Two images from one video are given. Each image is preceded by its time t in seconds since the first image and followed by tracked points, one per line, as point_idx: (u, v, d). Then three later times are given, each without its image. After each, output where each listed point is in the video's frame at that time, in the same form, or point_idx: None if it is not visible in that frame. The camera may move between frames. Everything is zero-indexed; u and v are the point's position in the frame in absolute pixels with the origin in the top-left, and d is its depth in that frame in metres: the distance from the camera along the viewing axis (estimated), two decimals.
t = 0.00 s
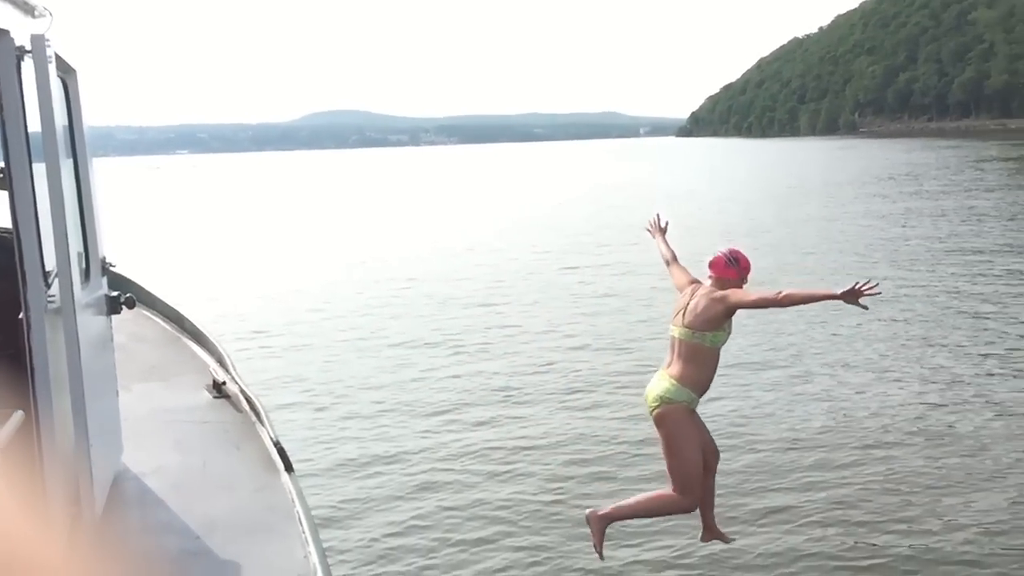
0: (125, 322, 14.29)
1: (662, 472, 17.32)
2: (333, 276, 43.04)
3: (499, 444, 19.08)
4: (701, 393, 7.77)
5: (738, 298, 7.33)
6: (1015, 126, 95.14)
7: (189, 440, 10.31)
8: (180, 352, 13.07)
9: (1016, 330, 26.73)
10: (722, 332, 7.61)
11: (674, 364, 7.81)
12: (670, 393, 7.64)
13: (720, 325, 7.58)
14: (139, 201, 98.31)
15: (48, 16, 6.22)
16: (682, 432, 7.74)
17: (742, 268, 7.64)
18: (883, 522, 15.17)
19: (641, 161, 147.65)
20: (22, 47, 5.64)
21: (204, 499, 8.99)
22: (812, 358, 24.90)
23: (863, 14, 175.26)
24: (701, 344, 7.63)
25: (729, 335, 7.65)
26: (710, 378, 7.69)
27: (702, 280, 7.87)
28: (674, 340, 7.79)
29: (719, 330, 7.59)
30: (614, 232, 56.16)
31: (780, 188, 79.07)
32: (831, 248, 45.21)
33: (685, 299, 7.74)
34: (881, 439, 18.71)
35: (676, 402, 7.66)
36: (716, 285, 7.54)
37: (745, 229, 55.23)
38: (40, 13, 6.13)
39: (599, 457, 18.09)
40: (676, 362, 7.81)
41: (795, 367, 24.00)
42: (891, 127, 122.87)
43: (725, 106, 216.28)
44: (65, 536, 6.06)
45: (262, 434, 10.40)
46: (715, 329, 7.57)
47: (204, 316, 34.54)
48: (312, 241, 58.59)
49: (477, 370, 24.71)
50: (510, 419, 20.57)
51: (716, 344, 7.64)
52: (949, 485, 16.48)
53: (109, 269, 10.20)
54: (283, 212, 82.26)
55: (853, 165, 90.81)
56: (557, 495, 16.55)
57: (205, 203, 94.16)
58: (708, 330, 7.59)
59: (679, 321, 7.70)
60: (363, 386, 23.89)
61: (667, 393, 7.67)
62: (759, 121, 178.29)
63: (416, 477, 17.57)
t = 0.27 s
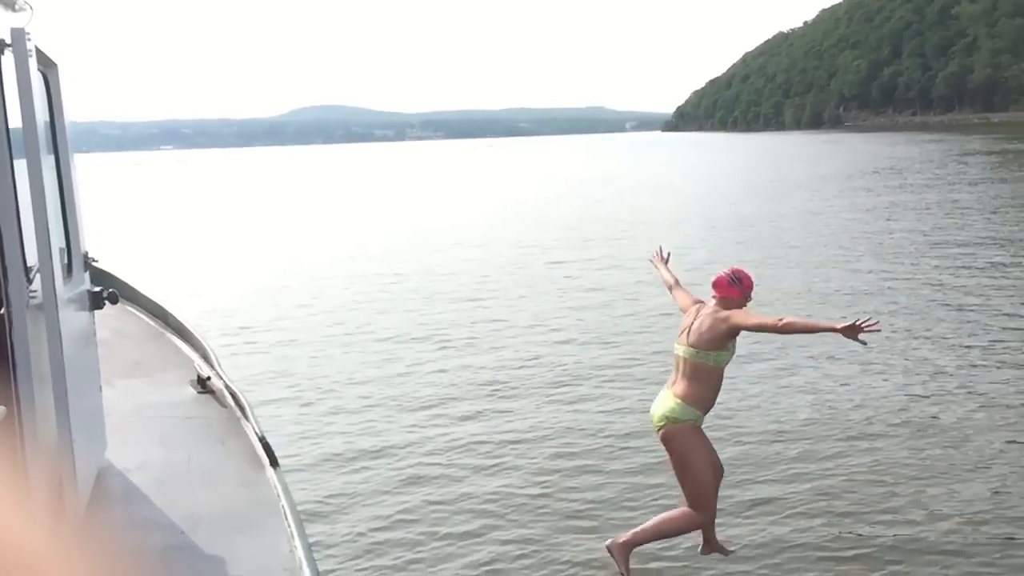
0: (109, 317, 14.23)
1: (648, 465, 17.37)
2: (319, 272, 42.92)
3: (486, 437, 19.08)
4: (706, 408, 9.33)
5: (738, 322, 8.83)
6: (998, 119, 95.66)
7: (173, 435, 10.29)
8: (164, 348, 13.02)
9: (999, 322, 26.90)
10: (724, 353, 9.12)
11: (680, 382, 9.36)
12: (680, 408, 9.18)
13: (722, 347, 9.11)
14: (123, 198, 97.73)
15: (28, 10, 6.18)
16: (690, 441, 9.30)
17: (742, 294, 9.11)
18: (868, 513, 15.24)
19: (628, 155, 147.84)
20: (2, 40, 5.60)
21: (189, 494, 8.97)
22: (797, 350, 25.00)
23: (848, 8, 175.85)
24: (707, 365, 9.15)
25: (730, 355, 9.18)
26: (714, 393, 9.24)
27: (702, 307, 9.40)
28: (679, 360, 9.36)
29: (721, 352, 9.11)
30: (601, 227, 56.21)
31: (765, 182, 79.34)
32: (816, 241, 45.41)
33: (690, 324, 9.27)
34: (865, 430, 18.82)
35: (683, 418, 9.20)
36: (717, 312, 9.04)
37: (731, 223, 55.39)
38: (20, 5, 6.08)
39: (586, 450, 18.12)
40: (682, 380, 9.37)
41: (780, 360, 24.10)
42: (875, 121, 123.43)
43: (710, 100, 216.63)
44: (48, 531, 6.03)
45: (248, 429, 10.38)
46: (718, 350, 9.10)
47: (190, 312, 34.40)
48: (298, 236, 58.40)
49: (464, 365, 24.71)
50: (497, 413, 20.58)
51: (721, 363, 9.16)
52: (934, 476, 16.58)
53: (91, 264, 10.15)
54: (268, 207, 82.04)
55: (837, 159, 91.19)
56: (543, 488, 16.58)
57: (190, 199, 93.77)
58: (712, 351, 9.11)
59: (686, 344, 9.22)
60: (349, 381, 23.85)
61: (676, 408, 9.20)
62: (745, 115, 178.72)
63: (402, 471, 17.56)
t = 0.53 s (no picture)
0: (90, 312, 14.14)
1: (633, 456, 17.41)
2: (303, 266, 42.79)
3: (470, 430, 19.09)
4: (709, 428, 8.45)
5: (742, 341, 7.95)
6: (980, 111, 96.11)
7: (156, 430, 10.25)
8: (146, 342, 12.96)
9: (981, 312, 27.05)
10: (727, 371, 8.25)
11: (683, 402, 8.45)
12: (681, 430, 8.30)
13: (726, 365, 8.22)
14: (106, 192, 97.10)
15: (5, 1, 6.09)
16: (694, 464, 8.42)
17: (745, 309, 8.27)
18: (851, 502, 15.33)
19: (612, 148, 147.96)
20: None
21: (172, 489, 8.93)
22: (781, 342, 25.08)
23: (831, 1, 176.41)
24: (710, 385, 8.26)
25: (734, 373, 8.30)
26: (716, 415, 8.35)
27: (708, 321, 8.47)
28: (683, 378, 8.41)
29: (725, 370, 8.23)
30: (587, 219, 56.24)
31: (749, 175, 79.60)
32: (800, 234, 45.61)
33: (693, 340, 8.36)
34: (849, 420, 18.92)
35: (687, 439, 8.33)
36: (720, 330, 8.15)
37: (714, 215, 55.54)
38: None
39: (571, 442, 18.16)
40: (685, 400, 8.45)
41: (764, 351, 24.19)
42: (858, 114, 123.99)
43: (695, 93, 216.94)
44: (26, 527, 5.96)
45: (231, 423, 10.33)
46: (721, 369, 8.22)
47: (174, 306, 34.25)
48: (282, 230, 58.18)
49: (449, 358, 24.71)
50: (482, 406, 20.57)
51: (724, 383, 8.27)
52: (916, 465, 16.67)
53: (72, 258, 10.08)
54: (252, 201, 81.76)
55: (820, 151, 91.56)
56: (528, 480, 16.60)
57: (172, 194, 93.33)
58: (715, 370, 8.23)
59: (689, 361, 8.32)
60: (334, 374, 23.79)
61: (678, 429, 8.32)
62: (729, 108, 179.05)
63: (387, 464, 17.55)
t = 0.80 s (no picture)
0: (72, 305, 14.05)
1: (617, 446, 17.45)
2: (287, 258, 42.62)
3: (455, 421, 19.09)
4: (710, 443, 10.77)
5: (737, 366, 10.31)
6: (962, 102, 96.58)
7: (139, 422, 10.22)
8: (128, 335, 12.90)
9: (963, 301, 27.22)
10: (728, 391, 10.54)
11: (689, 420, 10.78)
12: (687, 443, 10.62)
13: (726, 387, 10.53)
14: (87, 186, 96.35)
15: None
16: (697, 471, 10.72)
17: (741, 333, 10.64)
18: (834, 490, 15.41)
19: (596, 140, 147.95)
20: None
21: (154, 481, 8.91)
22: (764, 331, 25.20)
23: None
24: (711, 405, 10.58)
25: (733, 395, 10.61)
26: (717, 429, 10.67)
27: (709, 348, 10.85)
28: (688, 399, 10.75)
29: (725, 391, 10.53)
30: (571, 211, 56.22)
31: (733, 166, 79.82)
32: (784, 224, 45.80)
33: (696, 365, 10.72)
34: (832, 408, 19.05)
35: (694, 451, 10.64)
36: (720, 355, 10.51)
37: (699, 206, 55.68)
38: None
39: (555, 433, 18.18)
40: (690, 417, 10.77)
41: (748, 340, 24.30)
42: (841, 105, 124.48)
43: (679, 85, 217.18)
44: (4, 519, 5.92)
45: (214, 416, 10.32)
46: (722, 391, 10.52)
47: (156, 300, 34.06)
48: (265, 223, 57.91)
49: (434, 349, 24.71)
50: (467, 396, 20.59)
51: (724, 403, 10.59)
52: (898, 452, 16.78)
53: (53, 250, 10.01)
54: (235, 194, 81.41)
55: (804, 142, 91.88)
56: (512, 470, 16.62)
57: (154, 186, 92.79)
58: (717, 391, 10.54)
59: (693, 383, 10.65)
60: (319, 367, 23.73)
61: (685, 444, 10.64)
62: (713, 99, 179.27)
63: (372, 455, 17.53)
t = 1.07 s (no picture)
0: (55, 298, 13.97)
1: (604, 436, 17.48)
2: (273, 251, 42.53)
3: (442, 412, 19.11)
4: (715, 462, 10.59)
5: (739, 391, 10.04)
6: (946, 93, 97.05)
7: (123, 416, 10.17)
8: (112, 329, 12.82)
9: (946, 291, 27.38)
10: (732, 412, 10.33)
11: (693, 441, 10.61)
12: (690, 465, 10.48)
13: (730, 408, 10.32)
14: (71, 180, 95.82)
15: None
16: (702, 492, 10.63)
17: (745, 355, 10.21)
18: (819, 479, 15.49)
19: (582, 132, 148.05)
20: None
21: (140, 474, 8.88)
22: (750, 321, 25.28)
23: None
24: (714, 426, 10.40)
25: (737, 414, 10.40)
26: (721, 449, 10.49)
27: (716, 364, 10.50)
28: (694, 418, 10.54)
29: (728, 412, 10.33)
30: (558, 203, 56.25)
31: (718, 157, 80.00)
32: (769, 215, 45.98)
33: (701, 384, 10.47)
34: (817, 397, 19.14)
35: (698, 473, 10.50)
36: (723, 379, 10.21)
37: (684, 197, 55.79)
38: None
39: (542, 423, 18.22)
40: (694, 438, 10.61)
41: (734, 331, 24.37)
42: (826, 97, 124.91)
43: (665, 77, 217.36)
44: None
45: (199, 409, 10.28)
46: (726, 411, 10.32)
47: (141, 294, 33.90)
48: (251, 215, 57.71)
49: (420, 341, 24.71)
50: (453, 388, 20.59)
51: (728, 423, 10.39)
52: (883, 441, 16.86)
53: (34, 243, 9.92)
54: (220, 187, 81.11)
55: (789, 133, 92.18)
56: (499, 461, 16.66)
57: (140, 180, 92.41)
58: (721, 412, 10.35)
59: (697, 404, 10.45)
60: (305, 359, 23.70)
61: (689, 465, 10.50)
62: (698, 91, 179.54)
63: (359, 447, 17.54)
